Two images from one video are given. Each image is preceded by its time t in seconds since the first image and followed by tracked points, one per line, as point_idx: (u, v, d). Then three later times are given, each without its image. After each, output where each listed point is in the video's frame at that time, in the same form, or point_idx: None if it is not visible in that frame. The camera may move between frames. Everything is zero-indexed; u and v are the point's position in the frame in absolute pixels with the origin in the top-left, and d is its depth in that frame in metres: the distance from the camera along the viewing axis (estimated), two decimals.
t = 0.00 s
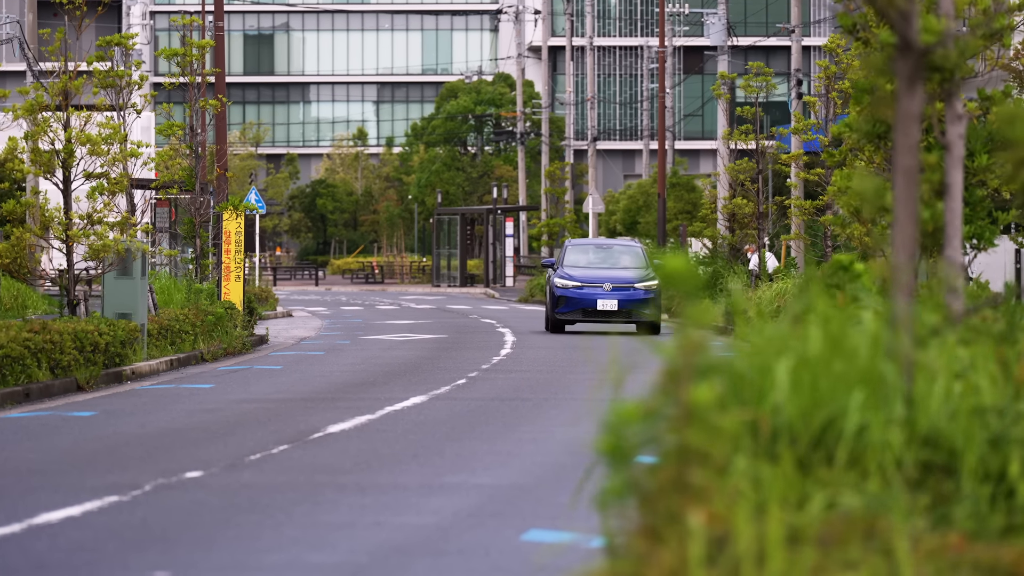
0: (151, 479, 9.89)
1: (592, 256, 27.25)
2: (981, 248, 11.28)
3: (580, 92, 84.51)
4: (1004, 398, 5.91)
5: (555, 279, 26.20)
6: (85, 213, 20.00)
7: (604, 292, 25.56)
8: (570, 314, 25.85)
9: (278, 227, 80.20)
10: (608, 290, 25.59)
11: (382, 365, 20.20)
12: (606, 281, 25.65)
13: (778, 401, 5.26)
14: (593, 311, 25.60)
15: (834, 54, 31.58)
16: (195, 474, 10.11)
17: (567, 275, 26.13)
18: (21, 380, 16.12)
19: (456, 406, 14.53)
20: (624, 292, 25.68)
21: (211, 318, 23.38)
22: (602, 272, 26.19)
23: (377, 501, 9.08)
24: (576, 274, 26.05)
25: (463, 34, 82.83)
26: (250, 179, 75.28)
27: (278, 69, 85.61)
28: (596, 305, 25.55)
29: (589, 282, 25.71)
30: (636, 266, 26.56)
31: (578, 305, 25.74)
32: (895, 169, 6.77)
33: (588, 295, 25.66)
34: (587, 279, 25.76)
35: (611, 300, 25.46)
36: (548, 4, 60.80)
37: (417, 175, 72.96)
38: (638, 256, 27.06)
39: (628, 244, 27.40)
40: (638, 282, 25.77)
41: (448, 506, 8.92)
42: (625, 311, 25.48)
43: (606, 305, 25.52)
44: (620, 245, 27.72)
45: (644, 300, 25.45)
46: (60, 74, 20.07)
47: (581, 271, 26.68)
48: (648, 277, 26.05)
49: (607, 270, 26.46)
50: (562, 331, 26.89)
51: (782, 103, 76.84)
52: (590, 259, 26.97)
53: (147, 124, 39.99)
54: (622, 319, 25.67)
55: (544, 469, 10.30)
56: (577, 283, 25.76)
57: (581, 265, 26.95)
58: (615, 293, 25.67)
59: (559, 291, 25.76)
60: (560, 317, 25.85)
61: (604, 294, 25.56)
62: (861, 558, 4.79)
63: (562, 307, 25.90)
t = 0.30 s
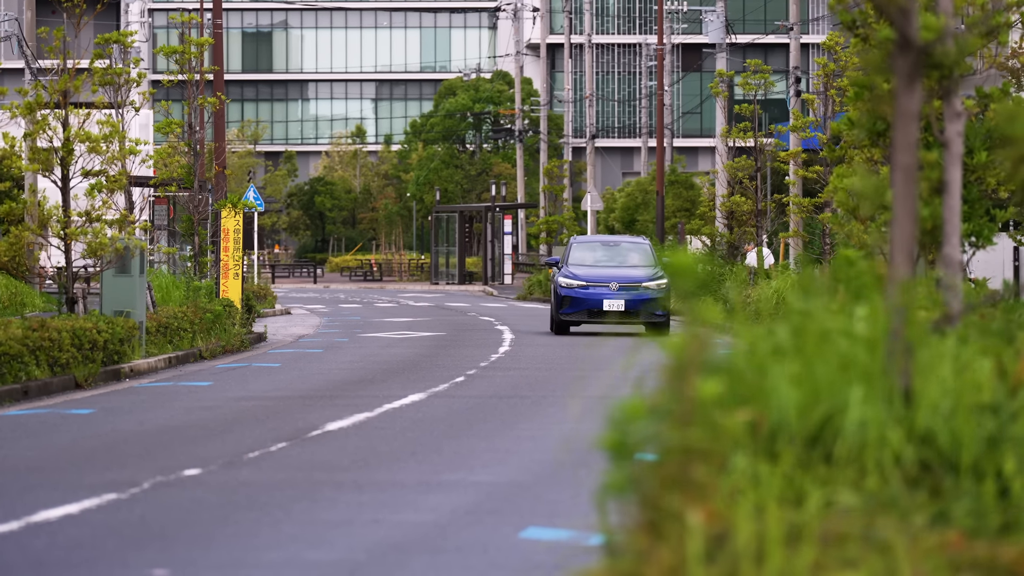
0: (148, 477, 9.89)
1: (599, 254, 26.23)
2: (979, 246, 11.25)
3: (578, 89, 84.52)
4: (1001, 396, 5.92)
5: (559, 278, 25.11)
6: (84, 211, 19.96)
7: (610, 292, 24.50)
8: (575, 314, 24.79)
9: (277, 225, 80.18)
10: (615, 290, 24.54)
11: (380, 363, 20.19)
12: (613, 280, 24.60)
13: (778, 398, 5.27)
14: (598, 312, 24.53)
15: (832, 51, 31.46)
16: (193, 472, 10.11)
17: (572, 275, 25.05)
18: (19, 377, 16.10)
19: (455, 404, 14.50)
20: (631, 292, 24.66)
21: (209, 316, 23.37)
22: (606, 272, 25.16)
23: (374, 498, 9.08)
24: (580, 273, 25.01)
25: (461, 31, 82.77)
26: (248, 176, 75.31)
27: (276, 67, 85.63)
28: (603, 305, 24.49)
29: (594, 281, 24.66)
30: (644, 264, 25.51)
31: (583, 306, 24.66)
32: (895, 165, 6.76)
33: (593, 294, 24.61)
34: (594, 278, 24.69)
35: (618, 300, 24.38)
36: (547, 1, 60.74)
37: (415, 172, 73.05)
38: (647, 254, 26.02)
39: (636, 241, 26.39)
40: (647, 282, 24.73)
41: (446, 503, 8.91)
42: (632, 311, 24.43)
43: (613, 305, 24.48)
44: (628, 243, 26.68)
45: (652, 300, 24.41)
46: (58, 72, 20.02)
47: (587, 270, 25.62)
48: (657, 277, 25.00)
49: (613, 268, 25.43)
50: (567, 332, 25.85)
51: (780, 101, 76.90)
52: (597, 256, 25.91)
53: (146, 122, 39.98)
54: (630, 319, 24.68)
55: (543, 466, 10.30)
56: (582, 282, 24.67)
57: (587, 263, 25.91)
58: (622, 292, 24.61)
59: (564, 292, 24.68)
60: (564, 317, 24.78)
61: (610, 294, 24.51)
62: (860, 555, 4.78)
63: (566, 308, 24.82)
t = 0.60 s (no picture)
0: (147, 476, 9.89)
1: (605, 252, 25.46)
2: (977, 245, 11.27)
3: (577, 87, 84.52)
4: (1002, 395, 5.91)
5: (563, 278, 24.36)
6: (82, 209, 19.94)
7: (616, 292, 23.76)
8: (579, 315, 24.04)
9: (275, 224, 80.19)
10: (621, 290, 23.80)
11: (378, 361, 20.20)
12: (618, 280, 23.85)
13: (777, 395, 5.28)
14: (604, 312, 23.80)
15: (831, 50, 31.43)
16: (192, 470, 10.11)
17: (576, 274, 24.30)
18: (18, 376, 16.10)
19: (455, 402, 14.49)
20: (637, 291, 23.93)
21: (208, 314, 23.40)
22: (612, 271, 24.41)
23: (374, 497, 9.08)
24: (585, 272, 24.26)
25: (459, 29, 82.70)
26: (247, 176, 75.26)
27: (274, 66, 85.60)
28: (608, 306, 23.76)
29: (599, 281, 23.92)
30: (651, 263, 24.75)
31: (588, 307, 23.93)
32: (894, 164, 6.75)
33: (598, 294, 23.86)
34: (598, 278, 23.96)
35: (623, 300, 23.66)
36: None
37: (414, 171, 73.15)
38: (654, 252, 25.26)
39: (643, 239, 25.64)
40: (653, 281, 24.00)
41: (445, 501, 8.93)
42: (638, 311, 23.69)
43: (619, 305, 23.75)
44: (634, 242, 25.94)
45: (659, 299, 23.68)
46: (57, 71, 20.01)
47: (592, 269, 24.88)
48: (664, 276, 24.26)
49: (619, 267, 24.68)
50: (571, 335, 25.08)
51: (778, 99, 77.06)
52: (602, 255, 25.16)
53: (144, 121, 40.00)
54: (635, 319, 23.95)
55: (543, 464, 10.30)
56: (586, 282, 23.94)
57: (592, 262, 25.16)
58: (628, 292, 23.89)
59: (567, 292, 23.94)
60: (568, 318, 24.02)
61: (615, 294, 23.77)
62: (859, 555, 4.77)
63: (570, 308, 24.08)
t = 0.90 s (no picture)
0: (146, 473, 9.89)
1: (610, 250, 24.61)
2: (977, 241, 11.28)
3: (575, 85, 84.51)
4: (999, 392, 5.90)
5: (565, 277, 23.54)
6: (81, 206, 19.94)
7: (620, 290, 22.95)
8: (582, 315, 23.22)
9: (274, 221, 80.17)
10: (625, 288, 22.98)
11: (377, 358, 20.21)
12: (622, 279, 23.02)
13: (773, 394, 5.27)
14: (607, 312, 22.98)
15: (830, 47, 31.42)
16: (190, 468, 10.12)
17: (579, 272, 23.49)
18: (17, 373, 16.12)
19: (453, 400, 14.46)
20: (642, 290, 23.12)
21: (207, 312, 23.44)
22: (615, 268, 23.59)
23: (372, 494, 9.09)
24: (588, 270, 23.46)
25: (458, 27, 82.69)
26: (245, 173, 75.27)
27: (273, 63, 85.61)
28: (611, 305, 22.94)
29: (602, 280, 23.11)
30: (658, 260, 23.90)
31: (591, 306, 23.11)
32: (892, 161, 6.72)
33: (602, 293, 23.05)
34: (602, 276, 23.16)
35: (628, 299, 22.85)
36: None
37: (412, 168, 73.17)
38: (661, 248, 24.38)
39: (650, 235, 24.73)
40: (659, 280, 23.18)
41: (443, 499, 8.92)
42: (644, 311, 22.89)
43: (623, 304, 22.92)
44: (641, 237, 25.04)
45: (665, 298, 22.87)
46: (56, 68, 19.98)
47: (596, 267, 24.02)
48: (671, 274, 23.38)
49: (623, 265, 23.87)
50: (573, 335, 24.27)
51: (777, 97, 77.12)
52: (607, 253, 24.28)
53: (142, 118, 40.04)
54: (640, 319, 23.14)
55: (542, 461, 10.30)
56: (589, 281, 23.13)
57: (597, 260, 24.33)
58: (632, 291, 23.08)
59: (570, 291, 23.12)
60: (570, 318, 23.20)
61: (620, 293, 22.96)
62: (857, 552, 4.77)
63: (573, 308, 23.24)
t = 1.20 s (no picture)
0: (146, 471, 9.90)
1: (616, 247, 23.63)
2: (976, 239, 11.30)
3: (575, 83, 84.47)
4: (998, 392, 5.88)
5: (567, 276, 22.53)
6: (81, 205, 19.93)
7: (625, 291, 21.94)
8: (584, 316, 22.20)
9: (274, 219, 80.16)
10: (630, 288, 21.98)
11: (377, 357, 20.20)
12: (627, 278, 22.03)
13: (772, 392, 5.25)
14: (612, 314, 21.98)
15: (829, 45, 31.39)
16: (190, 466, 10.11)
17: (582, 271, 22.48)
18: (16, 371, 16.10)
19: (452, 399, 14.46)
20: (647, 291, 22.14)
21: (206, 310, 23.43)
22: (620, 267, 22.59)
23: (372, 493, 9.09)
24: (592, 269, 22.40)
25: (457, 25, 82.80)
26: (246, 171, 75.30)
27: (273, 61, 85.65)
28: (615, 307, 21.92)
29: (606, 279, 22.10)
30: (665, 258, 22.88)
31: (595, 307, 22.09)
32: (892, 160, 6.69)
33: (605, 294, 22.04)
34: (606, 276, 22.14)
35: (633, 301, 21.86)
36: None
37: (412, 165, 73.22)
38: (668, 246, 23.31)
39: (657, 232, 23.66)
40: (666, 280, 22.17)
41: (443, 497, 8.93)
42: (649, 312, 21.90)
43: (628, 305, 21.93)
44: (648, 235, 23.96)
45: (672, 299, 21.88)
46: (55, 66, 19.98)
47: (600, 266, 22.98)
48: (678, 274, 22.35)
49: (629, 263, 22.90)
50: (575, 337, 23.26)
51: (777, 95, 77.19)
52: (612, 251, 23.23)
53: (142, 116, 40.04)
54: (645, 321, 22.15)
55: (541, 459, 10.32)
56: (592, 280, 22.10)
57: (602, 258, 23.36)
58: (638, 291, 22.07)
59: (572, 291, 22.09)
60: (572, 319, 22.17)
61: (624, 294, 21.95)
62: (857, 550, 4.76)
63: (574, 309, 22.21)
